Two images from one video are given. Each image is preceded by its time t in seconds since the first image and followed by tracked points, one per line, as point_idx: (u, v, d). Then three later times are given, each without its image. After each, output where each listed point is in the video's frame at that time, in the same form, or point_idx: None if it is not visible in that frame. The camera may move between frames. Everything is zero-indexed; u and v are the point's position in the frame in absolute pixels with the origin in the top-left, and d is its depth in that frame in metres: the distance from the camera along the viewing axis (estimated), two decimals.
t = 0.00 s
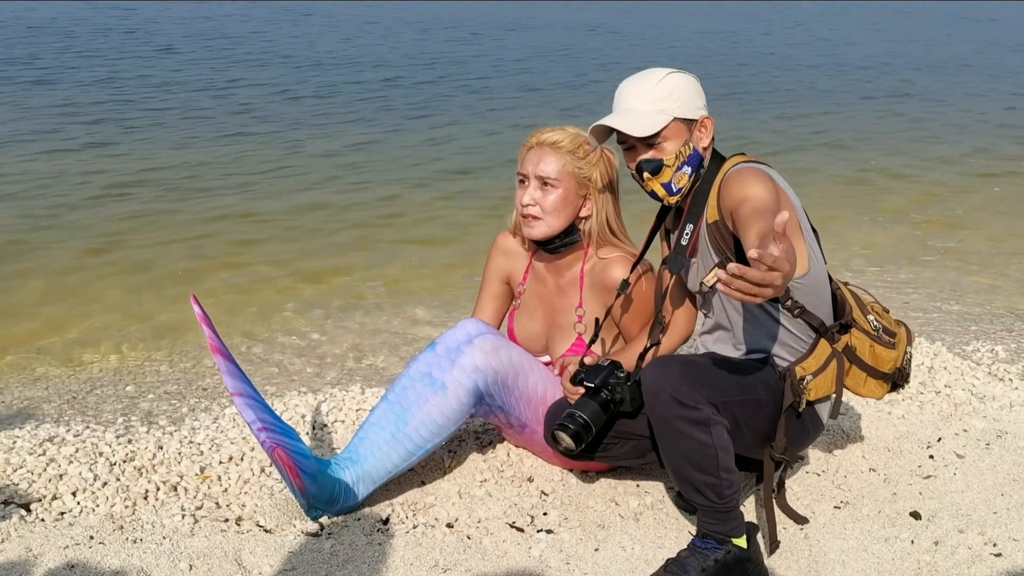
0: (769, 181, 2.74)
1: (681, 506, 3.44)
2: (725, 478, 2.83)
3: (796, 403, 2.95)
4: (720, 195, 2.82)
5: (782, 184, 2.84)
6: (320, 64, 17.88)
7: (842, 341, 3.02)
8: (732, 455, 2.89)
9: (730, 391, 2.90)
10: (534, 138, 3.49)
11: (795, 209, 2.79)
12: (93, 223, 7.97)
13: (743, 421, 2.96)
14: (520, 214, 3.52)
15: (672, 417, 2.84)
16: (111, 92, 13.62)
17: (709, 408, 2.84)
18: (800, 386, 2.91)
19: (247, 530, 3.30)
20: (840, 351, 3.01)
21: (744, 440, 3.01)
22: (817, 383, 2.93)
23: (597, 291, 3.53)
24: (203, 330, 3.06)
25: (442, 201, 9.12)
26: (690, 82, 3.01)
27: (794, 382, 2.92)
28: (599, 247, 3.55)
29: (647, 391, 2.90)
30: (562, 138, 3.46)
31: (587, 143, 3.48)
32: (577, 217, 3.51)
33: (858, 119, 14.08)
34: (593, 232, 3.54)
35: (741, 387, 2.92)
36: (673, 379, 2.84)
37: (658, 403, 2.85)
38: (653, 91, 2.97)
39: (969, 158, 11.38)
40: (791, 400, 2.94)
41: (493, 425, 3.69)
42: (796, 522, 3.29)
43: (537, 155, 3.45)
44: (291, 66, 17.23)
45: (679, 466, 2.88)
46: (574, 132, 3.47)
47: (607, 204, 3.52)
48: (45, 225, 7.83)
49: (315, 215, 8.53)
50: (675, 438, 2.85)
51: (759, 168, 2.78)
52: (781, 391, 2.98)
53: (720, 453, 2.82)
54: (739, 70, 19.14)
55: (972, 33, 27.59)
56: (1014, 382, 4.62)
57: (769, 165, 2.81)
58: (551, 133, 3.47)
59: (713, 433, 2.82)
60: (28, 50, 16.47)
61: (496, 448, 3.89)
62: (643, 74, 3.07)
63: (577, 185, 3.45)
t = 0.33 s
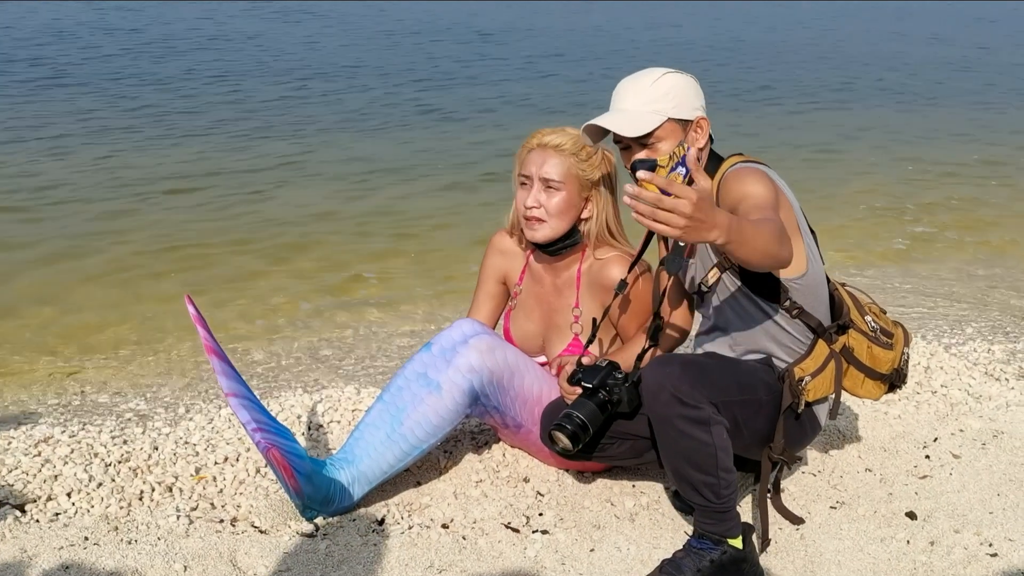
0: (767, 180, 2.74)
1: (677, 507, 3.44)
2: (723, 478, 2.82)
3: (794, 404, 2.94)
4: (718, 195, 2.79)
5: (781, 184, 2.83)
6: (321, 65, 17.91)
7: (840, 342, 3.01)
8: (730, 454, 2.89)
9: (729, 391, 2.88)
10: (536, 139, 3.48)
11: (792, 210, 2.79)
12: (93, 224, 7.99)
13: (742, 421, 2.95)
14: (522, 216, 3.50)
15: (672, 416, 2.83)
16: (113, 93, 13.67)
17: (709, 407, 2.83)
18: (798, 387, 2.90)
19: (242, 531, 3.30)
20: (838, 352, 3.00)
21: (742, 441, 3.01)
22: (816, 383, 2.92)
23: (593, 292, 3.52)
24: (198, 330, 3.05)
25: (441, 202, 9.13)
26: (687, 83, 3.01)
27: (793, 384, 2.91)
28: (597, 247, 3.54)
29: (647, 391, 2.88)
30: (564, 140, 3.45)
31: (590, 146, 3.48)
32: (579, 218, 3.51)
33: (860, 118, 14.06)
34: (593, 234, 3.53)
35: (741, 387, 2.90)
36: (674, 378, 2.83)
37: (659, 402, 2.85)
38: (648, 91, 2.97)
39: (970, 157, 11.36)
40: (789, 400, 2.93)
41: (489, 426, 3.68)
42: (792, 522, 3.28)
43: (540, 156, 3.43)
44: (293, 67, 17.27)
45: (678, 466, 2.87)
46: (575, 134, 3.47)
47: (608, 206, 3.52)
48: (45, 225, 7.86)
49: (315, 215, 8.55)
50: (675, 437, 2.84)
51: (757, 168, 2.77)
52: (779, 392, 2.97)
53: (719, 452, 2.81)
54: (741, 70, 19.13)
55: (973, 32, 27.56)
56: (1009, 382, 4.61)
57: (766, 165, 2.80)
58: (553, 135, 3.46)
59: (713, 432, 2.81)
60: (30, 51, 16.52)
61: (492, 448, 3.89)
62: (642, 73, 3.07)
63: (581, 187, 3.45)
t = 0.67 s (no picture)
0: (770, 183, 2.74)
1: (677, 506, 3.43)
2: (722, 477, 2.82)
3: (793, 404, 2.93)
4: (722, 195, 2.78)
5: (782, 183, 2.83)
6: (320, 65, 17.91)
7: (840, 343, 3.01)
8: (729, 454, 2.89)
9: (729, 391, 2.87)
10: (546, 139, 3.45)
11: (794, 210, 2.80)
12: (93, 223, 7.99)
13: (740, 421, 2.94)
14: (537, 219, 3.48)
15: (670, 415, 2.82)
16: (112, 93, 13.67)
17: (707, 406, 2.82)
18: (797, 387, 2.90)
19: (242, 531, 3.29)
20: (838, 354, 3.00)
21: (741, 440, 3.00)
22: (815, 384, 2.92)
23: (595, 289, 3.53)
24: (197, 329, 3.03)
25: (441, 202, 9.12)
26: (689, 82, 2.99)
27: (791, 384, 2.91)
28: (600, 244, 3.52)
29: (644, 390, 2.88)
30: (577, 144, 3.43)
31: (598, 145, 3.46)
32: (590, 219, 3.50)
33: (860, 118, 14.04)
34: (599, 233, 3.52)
35: (740, 386, 2.89)
36: (671, 377, 2.82)
37: (657, 401, 2.84)
38: (650, 90, 2.97)
39: (970, 157, 11.37)
40: (788, 401, 2.93)
41: (489, 425, 3.68)
42: (792, 521, 3.28)
43: (555, 159, 3.40)
44: (293, 67, 17.27)
45: (677, 465, 2.87)
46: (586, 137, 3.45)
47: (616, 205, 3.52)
48: (44, 225, 7.86)
49: (314, 215, 8.55)
50: (673, 436, 2.84)
51: (762, 170, 2.78)
52: (778, 392, 2.97)
53: (718, 451, 2.81)
54: (740, 70, 19.13)
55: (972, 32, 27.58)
56: (1010, 381, 4.61)
57: (770, 165, 2.81)
58: (566, 139, 3.43)
59: (711, 431, 2.81)
60: (29, 50, 16.52)
61: (492, 448, 3.88)
62: (643, 73, 3.06)
63: (596, 189, 3.46)
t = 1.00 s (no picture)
0: (762, 189, 2.71)
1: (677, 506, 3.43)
2: (721, 477, 2.82)
3: (791, 405, 2.94)
4: (718, 198, 2.77)
5: (778, 185, 2.83)
6: (320, 65, 17.91)
7: (839, 345, 3.02)
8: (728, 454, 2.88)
9: (726, 391, 2.87)
10: (543, 140, 3.47)
11: (791, 213, 2.79)
12: (94, 223, 8.00)
13: (738, 421, 2.94)
14: (536, 219, 3.48)
15: (668, 416, 2.83)
16: (112, 93, 13.68)
17: (704, 407, 2.83)
18: (795, 389, 2.90)
19: (242, 531, 3.30)
20: (837, 355, 3.01)
21: (739, 440, 3.01)
22: (813, 386, 2.92)
23: (594, 289, 3.52)
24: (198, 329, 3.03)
25: (441, 202, 9.12)
26: (687, 83, 2.98)
27: (789, 386, 2.91)
28: (600, 244, 3.52)
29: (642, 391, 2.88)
30: (574, 144, 3.45)
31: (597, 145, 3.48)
32: (589, 219, 3.51)
33: (860, 118, 14.04)
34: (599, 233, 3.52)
35: (737, 387, 2.89)
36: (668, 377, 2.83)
37: (654, 402, 2.84)
38: (647, 91, 2.96)
39: (970, 156, 11.36)
40: (786, 402, 2.93)
41: (489, 425, 3.68)
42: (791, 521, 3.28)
43: (553, 159, 3.42)
44: (293, 68, 17.28)
45: (675, 466, 2.87)
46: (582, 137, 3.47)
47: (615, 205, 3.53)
48: (46, 225, 7.86)
49: (314, 215, 8.57)
50: (670, 436, 2.84)
51: (756, 178, 2.74)
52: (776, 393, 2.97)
53: (717, 452, 2.81)
54: (740, 69, 19.13)
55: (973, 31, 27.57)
56: (1010, 381, 4.61)
57: (767, 167, 2.82)
58: (562, 139, 3.45)
59: (709, 431, 2.81)
60: (29, 50, 16.52)
61: (492, 448, 3.89)
62: (642, 73, 3.05)
63: (593, 187, 3.47)
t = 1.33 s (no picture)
0: (757, 185, 2.71)
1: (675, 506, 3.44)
2: (716, 478, 2.81)
3: (784, 405, 2.93)
4: (711, 197, 2.78)
5: (773, 182, 2.83)
6: (319, 66, 17.91)
7: (833, 344, 3.02)
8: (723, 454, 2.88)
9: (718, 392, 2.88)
10: (537, 141, 3.47)
11: (786, 210, 2.79)
12: (95, 223, 8.01)
13: (732, 422, 2.95)
14: (531, 221, 3.48)
15: (660, 418, 2.83)
16: (112, 94, 13.70)
17: (697, 409, 2.83)
18: (789, 388, 2.89)
19: (241, 531, 3.30)
20: (831, 354, 3.01)
21: (734, 441, 3.00)
22: (806, 385, 2.92)
23: (593, 289, 3.53)
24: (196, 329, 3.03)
25: (441, 203, 9.13)
26: (682, 79, 2.99)
27: (783, 385, 2.90)
28: (598, 244, 3.52)
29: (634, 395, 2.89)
30: (568, 144, 3.45)
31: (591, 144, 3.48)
32: (586, 217, 3.50)
33: (860, 118, 14.03)
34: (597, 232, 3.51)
35: (730, 387, 2.90)
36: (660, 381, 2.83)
37: (647, 404, 2.85)
38: (641, 87, 2.97)
39: (970, 155, 11.35)
40: (780, 401, 2.92)
41: (487, 426, 3.68)
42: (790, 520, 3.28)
43: (546, 159, 3.43)
44: (293, 69, 17.30)
45: (670, 468, 2.87)
46: (577, 137, 3.47)
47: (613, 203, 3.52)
48: (46, 225, 7.87)
49: (314, 215, 8.57)
50: (664, 439, 2.84)
51: (752, 175, 2.73)
52: (770, 392, 2.96)
53: (711, 453, 2.80)
54: (739, 70, 19.12)
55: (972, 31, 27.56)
56: (1008, 380, 4.61)
57: (763, 166, 2.82)
58: (556, 139, 3.46)
59: (702, 432, 2.81)
60: (30, 52, 16.54)
61: (491, 448, 3.89)
62: (638, 69, 3.06)
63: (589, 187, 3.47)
